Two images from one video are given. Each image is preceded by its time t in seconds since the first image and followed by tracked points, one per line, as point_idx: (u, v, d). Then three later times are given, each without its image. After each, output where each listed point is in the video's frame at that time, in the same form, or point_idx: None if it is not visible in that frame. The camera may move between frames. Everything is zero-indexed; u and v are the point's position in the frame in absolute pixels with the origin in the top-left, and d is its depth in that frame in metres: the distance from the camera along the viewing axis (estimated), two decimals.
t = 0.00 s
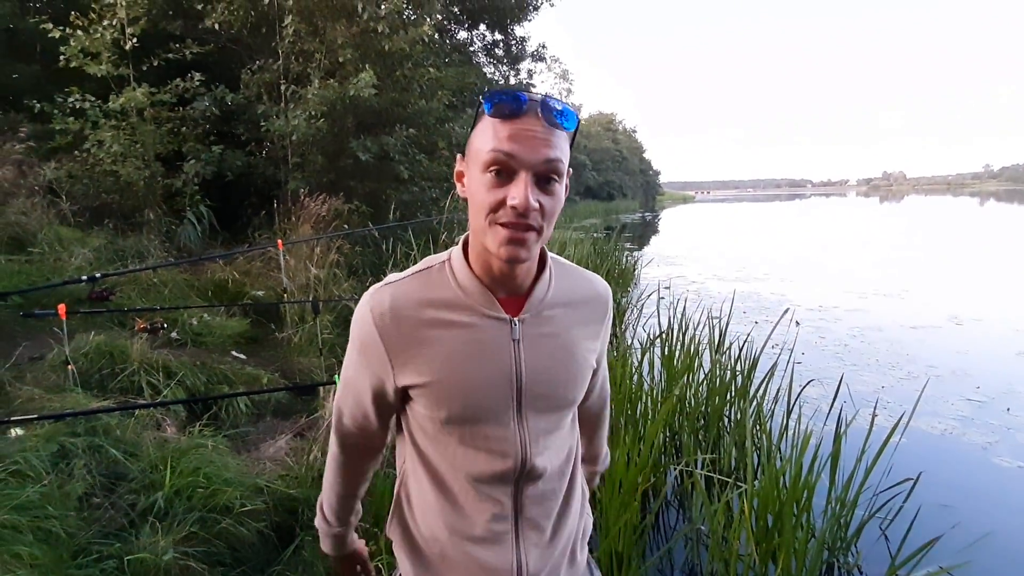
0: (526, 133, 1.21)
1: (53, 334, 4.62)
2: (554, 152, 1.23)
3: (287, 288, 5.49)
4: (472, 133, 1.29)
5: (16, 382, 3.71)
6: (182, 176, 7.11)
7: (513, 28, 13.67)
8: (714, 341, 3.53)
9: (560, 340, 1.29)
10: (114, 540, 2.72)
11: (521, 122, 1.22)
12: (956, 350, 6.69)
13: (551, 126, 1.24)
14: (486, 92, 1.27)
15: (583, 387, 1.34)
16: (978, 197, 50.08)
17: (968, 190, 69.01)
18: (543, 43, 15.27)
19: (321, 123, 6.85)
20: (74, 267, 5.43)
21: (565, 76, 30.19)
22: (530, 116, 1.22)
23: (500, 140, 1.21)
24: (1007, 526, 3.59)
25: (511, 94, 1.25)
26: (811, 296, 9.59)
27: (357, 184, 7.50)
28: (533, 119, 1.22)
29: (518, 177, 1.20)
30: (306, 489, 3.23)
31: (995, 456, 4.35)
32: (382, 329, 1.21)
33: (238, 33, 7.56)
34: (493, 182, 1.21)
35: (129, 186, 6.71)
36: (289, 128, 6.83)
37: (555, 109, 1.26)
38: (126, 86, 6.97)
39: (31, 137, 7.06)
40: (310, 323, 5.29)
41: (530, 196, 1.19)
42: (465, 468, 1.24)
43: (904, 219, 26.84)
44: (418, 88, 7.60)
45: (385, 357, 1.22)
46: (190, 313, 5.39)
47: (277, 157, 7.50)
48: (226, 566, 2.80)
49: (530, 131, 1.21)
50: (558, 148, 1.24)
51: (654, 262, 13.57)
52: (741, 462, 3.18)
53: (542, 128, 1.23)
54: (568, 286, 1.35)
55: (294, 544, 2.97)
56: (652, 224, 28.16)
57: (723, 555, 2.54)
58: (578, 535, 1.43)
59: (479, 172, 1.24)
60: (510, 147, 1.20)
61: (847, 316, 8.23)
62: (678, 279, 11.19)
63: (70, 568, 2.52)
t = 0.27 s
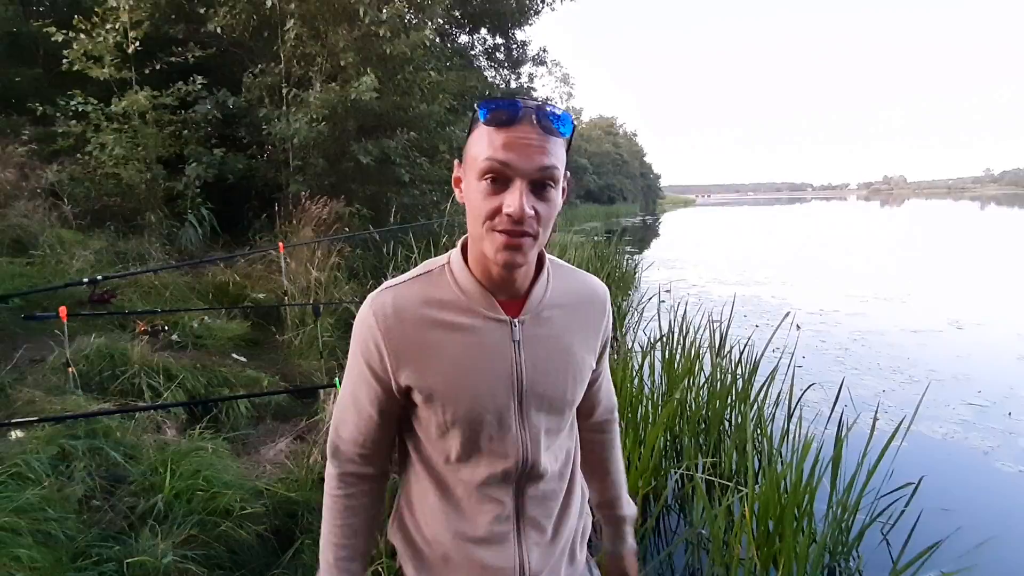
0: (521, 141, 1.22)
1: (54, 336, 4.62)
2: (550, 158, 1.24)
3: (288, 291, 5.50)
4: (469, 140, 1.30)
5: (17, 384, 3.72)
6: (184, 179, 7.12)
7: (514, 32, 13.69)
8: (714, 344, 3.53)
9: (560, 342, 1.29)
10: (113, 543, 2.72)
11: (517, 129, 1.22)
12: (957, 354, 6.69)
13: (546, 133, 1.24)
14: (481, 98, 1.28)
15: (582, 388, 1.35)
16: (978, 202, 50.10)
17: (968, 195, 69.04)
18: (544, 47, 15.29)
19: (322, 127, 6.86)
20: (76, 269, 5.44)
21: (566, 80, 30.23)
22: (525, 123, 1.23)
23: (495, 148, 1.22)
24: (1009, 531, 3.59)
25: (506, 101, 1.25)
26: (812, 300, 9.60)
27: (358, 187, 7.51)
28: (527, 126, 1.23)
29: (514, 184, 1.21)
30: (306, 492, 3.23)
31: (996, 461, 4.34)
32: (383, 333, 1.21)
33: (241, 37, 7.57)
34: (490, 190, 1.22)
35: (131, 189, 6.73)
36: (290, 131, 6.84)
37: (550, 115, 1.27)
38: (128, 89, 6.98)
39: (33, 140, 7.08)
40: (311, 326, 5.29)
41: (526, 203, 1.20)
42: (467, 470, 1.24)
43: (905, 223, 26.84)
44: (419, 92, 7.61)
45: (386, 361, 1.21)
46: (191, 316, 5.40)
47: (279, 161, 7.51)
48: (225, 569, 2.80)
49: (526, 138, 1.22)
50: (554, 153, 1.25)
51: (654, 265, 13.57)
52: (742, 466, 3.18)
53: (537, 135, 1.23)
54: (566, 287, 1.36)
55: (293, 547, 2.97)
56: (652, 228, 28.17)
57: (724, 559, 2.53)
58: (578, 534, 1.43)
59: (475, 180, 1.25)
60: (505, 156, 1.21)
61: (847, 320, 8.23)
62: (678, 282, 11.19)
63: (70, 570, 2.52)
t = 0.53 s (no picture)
0: (509, 135, 1.22)
1: (55, 338, 4.63)
2: (538, 151, 1.24)
3: (288, 293, 5.50)
4: (460, 137, 1.30)
5: (18, 387, 3.72)
6: (185, 182, 7.13)
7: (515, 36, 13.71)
8: (715, 348, 3.53)
9: (560, 340, 1.28)
10: (114, 546, 2.72)
11: (504, 124, 1.23)
12: (958, 358, 6.69)
13: (534, 127, 1.24)
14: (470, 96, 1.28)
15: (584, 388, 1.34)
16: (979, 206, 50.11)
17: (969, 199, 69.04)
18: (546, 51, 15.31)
19: (324, 130, 6.87)
20: (77, 272, 5.45)
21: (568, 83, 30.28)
22: (513, 117, 1.23)
23: (485, 144, 1.22)
24: (1011, 536, 3.58)
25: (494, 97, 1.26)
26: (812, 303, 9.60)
27: (359, 190, 7.52)
28: (515, 121, 1.23)
29: (504, 177, 1.22)
30: (306, 495, 3.23)
31: (998, 465, 4.34)
32: (382, 332, 1.21)
33: (243, 40, 7.59)
34: (481, 184, 1.23)
35: (132, 192, 6.74)
36: (292, 134, 6.85)
37: (539, 107, 1.26)
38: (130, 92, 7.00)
39: (35, 143, 7.10)
40: (311, 328, 5.29)
41: (516, 196, 1.20)
42: (466, 470, 1.24)
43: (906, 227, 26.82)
44: (420, 95, 7.62)
45: (385, 360, 1.22)
46: (192, 319, 5.40)
47: (280, 164, 7.52)
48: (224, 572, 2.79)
49: (513, 131, 1.22)
50: (542, 145, 1.25)
51: (655, 268, 13.57)
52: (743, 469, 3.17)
53: (524, 129, 1.23)
54: (565, 283, 1.35)
55: (293, 551, 2.96)
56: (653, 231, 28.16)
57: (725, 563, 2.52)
58: (579, 538, 1.42)
59: (465, 177, 1.25)
60: (494, 151, 1.21)
61: (848, 324, 8.22)
62: (679, 286, 11.19)
63: (69, 573, 2.51)
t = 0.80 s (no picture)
0: (502, 133, 1.23)
1: (55, 339, 4.62)
2: (532, 148, 1.24)
3: (289, 295, 5.50)
4: (454, 139, 1.31)
5: (18, 388, 3.71)
6: (186, 183, 7.13)
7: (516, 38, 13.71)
8: (716, 350, 3.52)
9: (558, 341, 1.27)
10: (113, 548, 2.71)
11: (497, 122, 1.24)
12: (960, 360, 6.67)
13: (527, 124, 1.25)
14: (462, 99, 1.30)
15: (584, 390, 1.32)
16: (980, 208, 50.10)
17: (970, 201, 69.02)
18: (546, 53, 15.32)
19: (324, 131, 6.87)
20: (77, 273, 5.45)
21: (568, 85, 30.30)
22: (505, 116, 1.24)
23: (478, 143, 1.23)
24: (1014, 539, 3.56)
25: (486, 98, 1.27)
26: (813, 305, 9.58)
27: (360, 192, 7.52)
28: (507, 119, 1.24)
29: (498, 175, 1.22)
30: (306, 498, 3.22)
31: (1001, 467, 4.32)
32: (380, 335, 1.22)
33: (244, 42, 7.59)
34: (475, 183, 1.24)
35: (133, 194, 6.74)
36: (292, 136, 6.85)
37: (530, 107, 1.27)
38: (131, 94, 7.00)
39: (36, 145, 7.10)
40: (312, 330, 5.28)
41: (511, 193, 1.21)
42: (465, 473, 1.23)
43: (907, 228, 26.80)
44: (421, 97, 7.61)
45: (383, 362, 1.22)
46: (193, 320, 5.40)
47: (281, 166, 7.52)
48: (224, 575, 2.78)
49: (506, 129, 1.24)
50: (535, 142, 1.26)
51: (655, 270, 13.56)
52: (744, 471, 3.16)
53: (517, 126, 1.24)
54: (563, 284, 1.33)
55: (293, 553, 2.95)
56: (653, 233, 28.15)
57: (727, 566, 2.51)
58: (580, 544, 1.41)
59: (460, 176, 1.26)
60: (487, 148, 1.22)
61: (849, 326, 8.21)
62: (680, 287, 11.18)
63: None
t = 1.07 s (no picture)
0: (486, 138, 1.23)
1: (55, 341, 4.62)
2: (518, 151, 1.24)
3: (289, 296, 5.50)
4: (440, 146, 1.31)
5: (18, 390, 3.71)
6: (186, 185, 7.12)
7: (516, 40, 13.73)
8: (716, 352, 3.52)
9: (555, 343, 1.27)
10: (112, 550, 2.70)
11: (481, 127, 1.24)
12: (961, 362, 6.66)
13: (512, 126, 1.25)
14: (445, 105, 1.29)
15: (580, 391, 1.32)
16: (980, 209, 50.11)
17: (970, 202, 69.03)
18: (546, 54, 15.33)
19: (325, 133, 6.87)
20: (78, 275, 5.45)
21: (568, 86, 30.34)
22: (489, 120, 1.24)
23: (463, 149, 1.23)
24: (1016, 540, 3.55)
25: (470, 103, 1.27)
26: (813, 306, 9.58)
27: (360, 193, 7.52)
28: (491, 123, 1.24)
29: (485, 180, 1.23)
30: (305, 499, 3.21)
31: (1002, 469, 4.31)
32: (375, 338, 1.21)
33: (244, 44, 7.60)
34: (464, 190, 1.24)
35: (134, 195, 6.75)
36: (293, 137, 6.85)
37: (513, 109, 1.27)
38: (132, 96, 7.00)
39: (37, 146, 7.11)
40: (312, 332, 5.28)
41: (499, 198, 1.21)
42: (462, 475, 1.23)
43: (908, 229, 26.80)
44: (421, 98, 7.60)
45: (379, 365, 1.21)
46: (192, 322, 5.40)
47: (281, 167, 7.52)
48: None
49: (491, 134, 1.24)
50: (522, 146, 1.26)
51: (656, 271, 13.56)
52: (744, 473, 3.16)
53: (502, 130, 1.24)
54: (558, 286, 1.33)
55: (293, 555, 2.94)
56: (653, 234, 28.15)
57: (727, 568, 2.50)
58: (577, 544, 1.41)
59: (448, 183, 1.26)
60: (472, 154, 1.23)
61: (850, 327, 8.20)
62: (680, 289, 11.18)
63: None
